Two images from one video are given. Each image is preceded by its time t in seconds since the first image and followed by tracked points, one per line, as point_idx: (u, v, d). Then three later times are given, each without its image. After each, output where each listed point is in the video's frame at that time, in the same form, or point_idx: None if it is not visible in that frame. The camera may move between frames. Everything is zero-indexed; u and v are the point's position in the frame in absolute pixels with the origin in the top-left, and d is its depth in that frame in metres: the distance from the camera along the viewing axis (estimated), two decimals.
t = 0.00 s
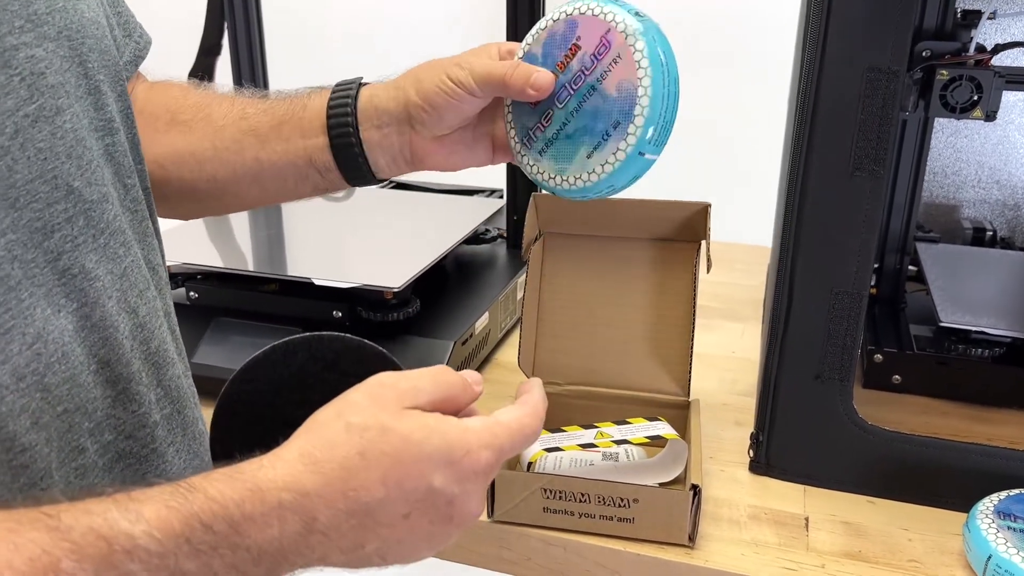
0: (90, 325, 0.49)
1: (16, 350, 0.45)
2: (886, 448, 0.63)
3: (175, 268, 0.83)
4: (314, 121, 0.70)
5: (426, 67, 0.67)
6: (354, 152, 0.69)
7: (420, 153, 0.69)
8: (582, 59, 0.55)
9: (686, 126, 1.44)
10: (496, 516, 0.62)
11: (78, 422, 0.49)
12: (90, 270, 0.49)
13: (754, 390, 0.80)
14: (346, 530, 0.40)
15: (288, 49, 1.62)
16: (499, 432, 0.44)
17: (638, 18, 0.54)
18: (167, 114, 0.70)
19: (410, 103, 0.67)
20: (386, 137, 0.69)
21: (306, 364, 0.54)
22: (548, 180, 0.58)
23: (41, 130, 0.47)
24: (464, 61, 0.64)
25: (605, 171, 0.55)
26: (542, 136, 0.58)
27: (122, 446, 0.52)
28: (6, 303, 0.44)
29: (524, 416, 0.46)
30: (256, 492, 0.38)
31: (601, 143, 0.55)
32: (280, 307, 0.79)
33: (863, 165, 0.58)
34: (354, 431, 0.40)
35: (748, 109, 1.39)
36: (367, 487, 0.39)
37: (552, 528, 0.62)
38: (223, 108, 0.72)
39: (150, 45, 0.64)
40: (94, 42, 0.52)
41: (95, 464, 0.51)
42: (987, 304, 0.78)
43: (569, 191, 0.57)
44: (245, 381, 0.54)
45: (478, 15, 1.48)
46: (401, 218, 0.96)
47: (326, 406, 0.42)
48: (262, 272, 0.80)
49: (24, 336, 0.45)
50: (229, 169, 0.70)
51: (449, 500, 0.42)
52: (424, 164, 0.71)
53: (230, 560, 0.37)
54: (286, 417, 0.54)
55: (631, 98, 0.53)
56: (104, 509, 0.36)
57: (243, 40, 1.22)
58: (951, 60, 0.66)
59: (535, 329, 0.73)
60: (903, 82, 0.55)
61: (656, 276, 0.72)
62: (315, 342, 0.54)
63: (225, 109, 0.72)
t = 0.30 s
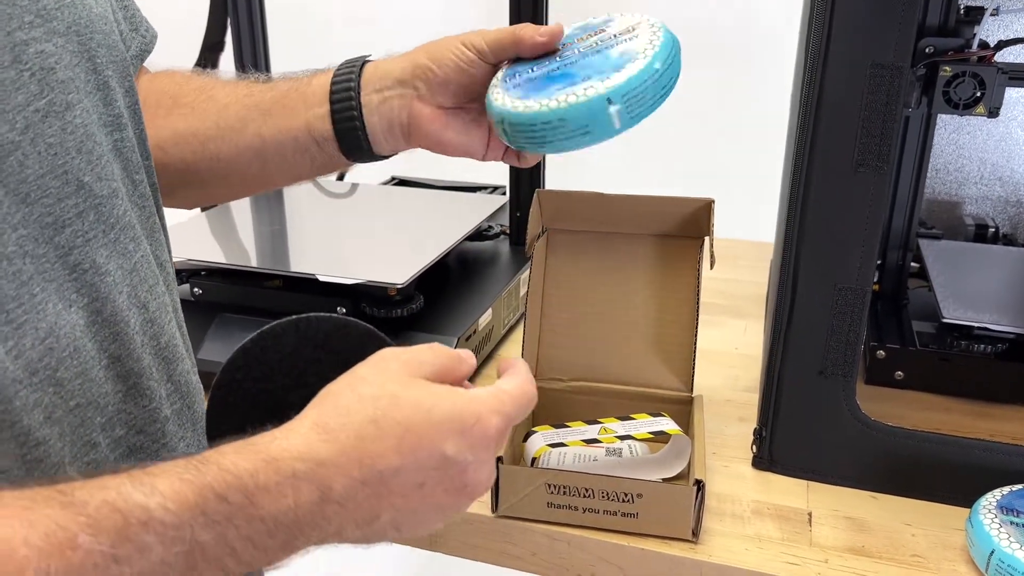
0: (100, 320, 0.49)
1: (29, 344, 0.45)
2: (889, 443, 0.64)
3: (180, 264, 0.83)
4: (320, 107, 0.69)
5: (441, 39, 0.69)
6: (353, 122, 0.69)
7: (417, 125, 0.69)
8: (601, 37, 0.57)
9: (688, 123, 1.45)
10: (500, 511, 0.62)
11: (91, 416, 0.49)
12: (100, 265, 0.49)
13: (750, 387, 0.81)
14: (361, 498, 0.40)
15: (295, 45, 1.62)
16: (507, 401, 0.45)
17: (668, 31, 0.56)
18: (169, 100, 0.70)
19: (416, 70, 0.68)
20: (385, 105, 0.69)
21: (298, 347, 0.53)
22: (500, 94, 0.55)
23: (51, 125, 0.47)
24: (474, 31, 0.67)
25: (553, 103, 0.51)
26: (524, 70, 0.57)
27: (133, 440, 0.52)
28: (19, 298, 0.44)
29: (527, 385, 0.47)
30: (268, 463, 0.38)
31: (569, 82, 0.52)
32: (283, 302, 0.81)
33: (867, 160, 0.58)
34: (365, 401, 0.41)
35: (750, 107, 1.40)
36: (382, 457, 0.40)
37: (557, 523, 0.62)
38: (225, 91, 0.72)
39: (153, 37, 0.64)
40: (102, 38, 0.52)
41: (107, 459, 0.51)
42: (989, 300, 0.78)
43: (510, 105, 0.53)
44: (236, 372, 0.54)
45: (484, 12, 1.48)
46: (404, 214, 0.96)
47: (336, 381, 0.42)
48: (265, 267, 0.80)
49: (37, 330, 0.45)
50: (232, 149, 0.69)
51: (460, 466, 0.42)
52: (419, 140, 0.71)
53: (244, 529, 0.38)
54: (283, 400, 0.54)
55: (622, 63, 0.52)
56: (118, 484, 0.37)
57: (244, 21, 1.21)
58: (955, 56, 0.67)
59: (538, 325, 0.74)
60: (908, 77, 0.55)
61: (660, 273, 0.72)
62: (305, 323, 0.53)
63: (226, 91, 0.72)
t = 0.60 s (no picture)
0: (98, 318, 0.49)
1: (28, 342, 0.44)
2: (890, 441, 0.63)
3: (179, 261, 0.83)
4: (321, 95, 0.69)
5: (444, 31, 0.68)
6: (360, 114, 0.69)
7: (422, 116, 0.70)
8: (574, 95, 0.53)
9: (690, 122, 1.45)
10: (501, 509, 0.62)
11: (89, 414, 0.49)
12: (99, 263, 0.49)
13: (750, 384, 0.81)
14: (360, 429, 0.40)
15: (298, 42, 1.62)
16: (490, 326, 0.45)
17: (634, 120, 0.51)
18: (176, 93, 0.68)
19: (418, 61, 0.67)
20: (390, 94, 0.69)
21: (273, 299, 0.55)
22: (457, 135, 0.55)
23: (50, 122, 0.47)
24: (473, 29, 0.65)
25: (485, 175, 0.51)
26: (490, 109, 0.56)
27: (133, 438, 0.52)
28: (18, 295, 0.44)
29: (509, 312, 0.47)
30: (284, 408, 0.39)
31: (508, 155, 0.51)
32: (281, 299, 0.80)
33: (869, 158, 0.58)
34: (349, 335, 0.42)
35: (752, 106, 1.40)
36: (375, 385, 0.40)
37: (558, 521, 0.62)
38: (231, 83, 0.71)
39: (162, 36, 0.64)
40: (99, 34, 0.52)
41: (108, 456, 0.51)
42: (990, 298, 0.78)
43: (457, 155, 0.53)
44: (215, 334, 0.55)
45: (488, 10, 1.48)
46: (404, 212, 0.96)
47: (318, 324, 0.43)
48: (265, 264, 0.80)
49: (35, 328, 0.45)
50: (241, 144, 0.70)
51: (455, 392, 0.43)
52: (423, 130, 0.71)
53: (242, 465, 0.38)
54: (258, 354, 0.55)
55: (554, 156, 0.50)
56: (116, 431, 0.38)
57: (244, 16, 1.24)
58: (958, 51, 0.66)
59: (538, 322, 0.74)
60: (910, 74, 0.55)
61: (661, 270, 0.72)
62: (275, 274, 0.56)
63: (232, 83, 0.71)
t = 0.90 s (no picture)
0: (95, 323, 0.48)
1: (25, 348, 0.44)
2: (891, 444, 0.63)
3: (177, 261, 0.83)
4: (321, 96, 0.69)
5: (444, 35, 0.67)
6: (360, 119, 0.69)
7: (421, 121, 0.69)
8: (569, 111, 0.53)
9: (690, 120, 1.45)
10: (501, 511, 0.62)
11: (86, 421, 0.49)
12: (97, 268, 0.48)
13: (751, 385, 0.80)
14: (356, 454, 0.41)
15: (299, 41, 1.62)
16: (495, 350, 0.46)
17: (629, 142, 0.50)
18: (177, 95, 0.68)
19: (419, 65, 0.66)
20: (390, 98, 0.69)
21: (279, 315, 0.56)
22: (455, 150, 0.55)
23: (47, 125, 0.47)
24: (475, 34, 0.64)
25: (480, 195, 0.51)
26: (486, 123, 0.55)
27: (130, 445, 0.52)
28: (14, 300, 0.44)
29: (513, 336, 0.49)
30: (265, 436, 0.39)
31: (501, 176, 0.51)
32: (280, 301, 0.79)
33: (872, 160, 0.57)
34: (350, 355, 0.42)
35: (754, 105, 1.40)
36: (373, 410, 0.40)
37: (559, 524, 0.62)
38: (232, 85, 0.71)
39: (161, 40, 0.64)
40: (99, 35, 0.52)
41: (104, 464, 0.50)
42: (992, 300, 0.78)
43: (454, 172, 0.53)
44: (215, 347, 0.55)
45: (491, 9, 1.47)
46: (405, 212, 0.96)
47: (319, 342, 0.43)
48: (264, 264, 0.79)
49: (32, 333, 0.44)
50: (242, 148, 0.69)
51: (455, 419, 0.43)
52: (422, 134, 0.70)
53: (236, 493, 0.39)
54: (256, 369, 0.56)
55: (547, 178, 0.49)
56: (107, 453, 0.38)
57: (244, 14, 1.28)
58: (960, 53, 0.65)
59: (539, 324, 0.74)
60: (913, 76, 0.55)
61: (661, 271, 0.72)
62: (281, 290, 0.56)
63: (233, 86, 0.71)
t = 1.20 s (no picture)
0: (95, 326, 0.48)
1: (25, 351, 0.44)
2: (894, 445, 0.63)
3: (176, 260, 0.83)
4: (320, 95, 0.69)
5: (445, 39, 0.66)
6: (361, 121, 0.68)
7: (422, 123, 0.69)
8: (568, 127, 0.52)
9: (690, 120, 1.45)
10: (501, 512, 0.62)
11: (85, 425, 0.48)
12: (97, 270, 0.48)
13: (754, 386, 0.80)
14: (362, 456, 0.40)
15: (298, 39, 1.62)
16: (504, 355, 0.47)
17: (625, 164, 0.50)
18: (177, 94, 0.68)
19: (419, 68, 0.66)
20: (390, 101, 0.68)
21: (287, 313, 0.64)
22: (450, 156, 0.55)
23: (48, 125, 0.46)
24: (477, 38, 0.63)
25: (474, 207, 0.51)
26: (484, 132, 0.55)
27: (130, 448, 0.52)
28: (14, 303, 0.43)
29: (524, 341, 0.49)
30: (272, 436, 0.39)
31: (496, 188, 0.51)
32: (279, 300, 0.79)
33: (875, 160, 0.57)
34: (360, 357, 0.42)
35: (754, 106, 1.40)
36: (381, 412, 0.40)
37: (560, 525, 0.61)
38: (232, 85, 0.70)
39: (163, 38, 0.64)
40: (100, 35, 0.51)
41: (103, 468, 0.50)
42: (994, 300, 0.77)
43: (450, 180, 0.53)
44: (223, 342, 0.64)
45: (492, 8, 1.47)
46: (405, 211, 0.95)
47: (328, 341, 0.44)
48: (264, 264, 0.79)
49: (32, 336, 0.44)
50: (242, 149, 0.69)
51: (461, 423, 0.44)
52: (423, 137, 0.70)
53: (244, 494, 0.38)
54: (269, 362, 0.64)
55: (541, 197, 0.49)
56: (112, 454, 0.37)
57: (244, 11, 1.29)
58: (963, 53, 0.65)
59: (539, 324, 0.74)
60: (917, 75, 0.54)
61: (663, 271, 0.71)
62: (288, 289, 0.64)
63: (233, 86, 0.70)
